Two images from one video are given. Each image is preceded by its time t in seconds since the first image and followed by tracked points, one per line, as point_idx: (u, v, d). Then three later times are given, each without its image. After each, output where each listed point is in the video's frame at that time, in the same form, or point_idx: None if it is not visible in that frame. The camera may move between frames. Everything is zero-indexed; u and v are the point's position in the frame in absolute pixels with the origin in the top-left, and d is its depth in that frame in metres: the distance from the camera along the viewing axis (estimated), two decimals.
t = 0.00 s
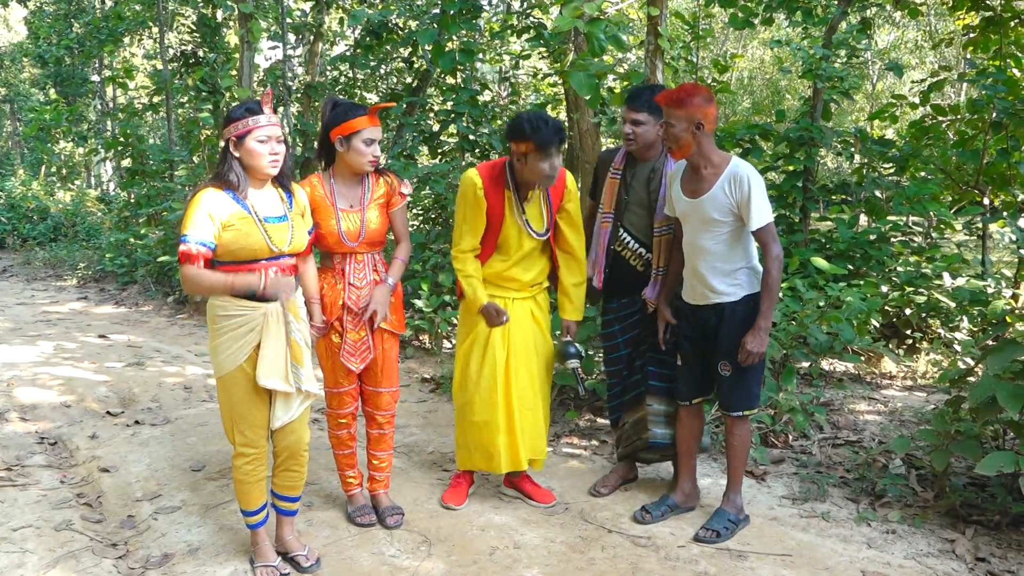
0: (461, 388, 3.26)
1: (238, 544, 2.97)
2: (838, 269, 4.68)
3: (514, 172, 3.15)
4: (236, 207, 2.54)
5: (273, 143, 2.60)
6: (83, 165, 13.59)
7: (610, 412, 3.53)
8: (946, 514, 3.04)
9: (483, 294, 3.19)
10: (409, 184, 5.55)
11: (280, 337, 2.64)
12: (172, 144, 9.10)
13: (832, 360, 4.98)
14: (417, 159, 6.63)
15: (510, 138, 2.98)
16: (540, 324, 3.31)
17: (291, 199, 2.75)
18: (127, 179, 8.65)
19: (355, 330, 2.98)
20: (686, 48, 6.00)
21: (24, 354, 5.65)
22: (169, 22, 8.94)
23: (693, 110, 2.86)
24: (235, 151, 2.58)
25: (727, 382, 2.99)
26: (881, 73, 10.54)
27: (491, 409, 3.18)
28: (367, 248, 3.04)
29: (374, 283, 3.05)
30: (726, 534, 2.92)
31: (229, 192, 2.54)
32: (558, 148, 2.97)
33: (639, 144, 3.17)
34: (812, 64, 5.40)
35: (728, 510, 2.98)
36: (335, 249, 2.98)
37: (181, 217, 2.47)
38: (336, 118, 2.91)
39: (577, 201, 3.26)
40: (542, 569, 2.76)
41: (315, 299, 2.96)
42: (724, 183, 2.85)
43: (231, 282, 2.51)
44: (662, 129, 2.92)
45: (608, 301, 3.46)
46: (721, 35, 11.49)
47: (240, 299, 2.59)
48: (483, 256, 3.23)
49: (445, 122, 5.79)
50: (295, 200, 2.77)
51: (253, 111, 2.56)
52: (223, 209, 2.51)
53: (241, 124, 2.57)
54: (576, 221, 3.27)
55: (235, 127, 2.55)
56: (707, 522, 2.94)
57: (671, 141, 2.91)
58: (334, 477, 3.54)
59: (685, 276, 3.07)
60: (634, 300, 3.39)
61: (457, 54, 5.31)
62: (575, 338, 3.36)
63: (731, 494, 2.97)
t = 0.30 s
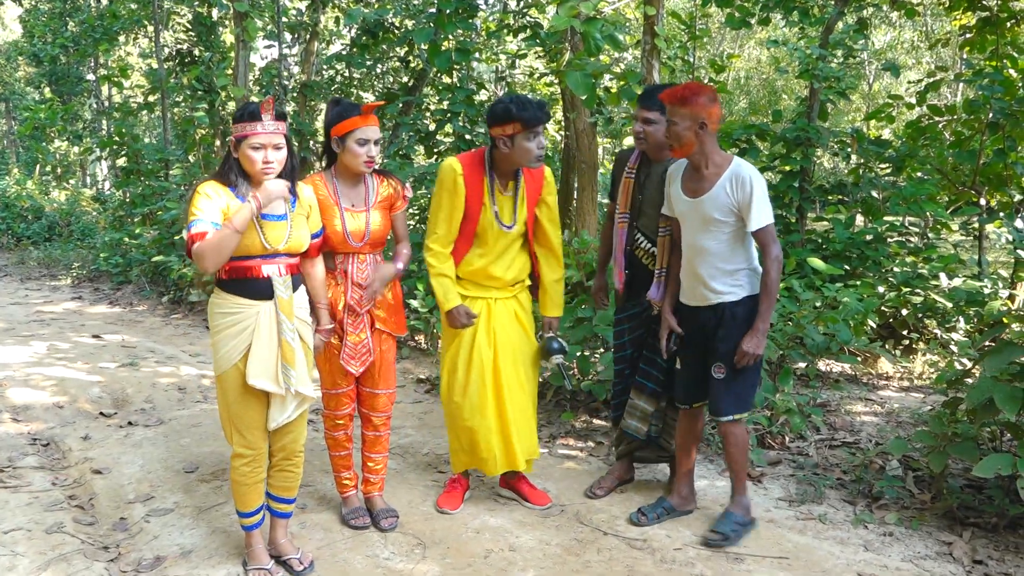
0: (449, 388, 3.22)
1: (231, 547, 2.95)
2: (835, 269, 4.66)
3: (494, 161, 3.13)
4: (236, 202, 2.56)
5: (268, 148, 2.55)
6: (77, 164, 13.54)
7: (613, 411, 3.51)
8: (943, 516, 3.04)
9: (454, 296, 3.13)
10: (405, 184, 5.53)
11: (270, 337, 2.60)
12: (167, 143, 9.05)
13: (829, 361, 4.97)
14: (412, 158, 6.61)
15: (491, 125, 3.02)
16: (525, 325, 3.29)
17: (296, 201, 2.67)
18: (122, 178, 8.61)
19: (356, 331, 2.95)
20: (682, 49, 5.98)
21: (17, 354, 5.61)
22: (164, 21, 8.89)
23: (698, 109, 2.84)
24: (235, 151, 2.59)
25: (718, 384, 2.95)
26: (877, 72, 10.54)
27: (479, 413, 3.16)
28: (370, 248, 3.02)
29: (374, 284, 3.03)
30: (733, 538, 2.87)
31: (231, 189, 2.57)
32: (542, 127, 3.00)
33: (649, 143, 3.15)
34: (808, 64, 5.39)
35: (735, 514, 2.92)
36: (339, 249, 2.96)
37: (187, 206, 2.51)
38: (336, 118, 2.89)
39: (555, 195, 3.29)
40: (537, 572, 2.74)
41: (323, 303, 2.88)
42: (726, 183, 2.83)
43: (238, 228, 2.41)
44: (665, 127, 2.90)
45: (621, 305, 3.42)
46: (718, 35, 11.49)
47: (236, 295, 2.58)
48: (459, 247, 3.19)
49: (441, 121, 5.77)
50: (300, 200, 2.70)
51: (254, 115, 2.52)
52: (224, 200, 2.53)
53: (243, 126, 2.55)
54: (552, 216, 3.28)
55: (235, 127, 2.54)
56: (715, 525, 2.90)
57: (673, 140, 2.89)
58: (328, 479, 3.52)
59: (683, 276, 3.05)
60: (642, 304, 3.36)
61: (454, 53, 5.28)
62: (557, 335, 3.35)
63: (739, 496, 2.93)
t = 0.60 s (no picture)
0: (441, 389, 3.20)
1: (225, 551, 2.93)
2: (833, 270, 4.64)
3: (486, 160, 3.13)
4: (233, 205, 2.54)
5: (265, 156, 2.53)
6: (74, 163, 13.50)
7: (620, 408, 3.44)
8: (942, 519, 3.02)
9: (442, 301, 3.09)
10: (402, 184, 5.50)
11: (264, 341, 2.57)
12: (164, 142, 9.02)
13: (827, 362, 4.95)
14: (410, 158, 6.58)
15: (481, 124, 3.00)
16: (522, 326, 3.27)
17: (297, 206, 2.65)
18: (118, 177, 8.57)
19: (357, 333, 2.92)
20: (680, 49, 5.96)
21: (11, 355, 5.58)
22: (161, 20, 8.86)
23: (715, 109, 2.74)
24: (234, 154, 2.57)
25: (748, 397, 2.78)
26: (876, 73, 10.53)
27: (475, 418, 3.14)
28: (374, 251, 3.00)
29: (375, 287, 3.01)
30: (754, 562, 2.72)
31: (230, 192, 2.55)
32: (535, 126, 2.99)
33: (652, 131, 3.06)
34: (807, 64, 5.36)
35: (759, 538, 2.77)
36: (342, 251, 2.93)
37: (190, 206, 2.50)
38: (338, 117, 2.87)
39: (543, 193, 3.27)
40: None
41: (325, 309, 2.86)
42: (747, 186, 2.71)
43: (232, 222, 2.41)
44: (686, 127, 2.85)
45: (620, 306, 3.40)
46: (716, 35, 11.48)
47: (231, 297, 2.57)
48: (449, 248, 3.15)
49: (438, 121, 5.74)
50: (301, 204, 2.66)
51: (252, 122, 2.50)
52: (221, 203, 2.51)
53: (243, 131, 2.53)
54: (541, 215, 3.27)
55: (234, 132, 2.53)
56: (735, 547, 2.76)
57: (693, 140, 2.84)
58: (323, 482, 3.50)
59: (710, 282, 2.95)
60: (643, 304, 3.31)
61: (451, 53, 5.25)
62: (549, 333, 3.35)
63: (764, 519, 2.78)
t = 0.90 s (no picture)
0: (443, 385, 3.19)
1: (213, 552, 2.90)
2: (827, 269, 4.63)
3: (490, 158, 3.09)
4: (224, 206, 2.49)
5: (259, 155, 2.49)
6: (66, 160, 13.44)
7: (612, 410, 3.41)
8: (936, 520, 3.01)
9: (449, 296, 3.08)
10: (395, 182, 5.47)
11: (253, 342, 2.54)
12: (157, 139, 8.97)
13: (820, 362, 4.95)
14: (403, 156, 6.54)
15: (486, 121, 2.97)
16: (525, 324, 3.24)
17: (290, 207, 2.62)
18: (110, 175, 8.51)
19: (354, 333, 2.90)
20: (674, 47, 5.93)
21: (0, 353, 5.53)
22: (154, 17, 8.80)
23: (717, 105, 2.71)
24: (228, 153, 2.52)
25: (754, 397, 2.78)
26: (869, 73, 10.54)
27: (474, 415, 3.12)
28: (370, 252, 2.97)
29: (372, 286, 2.99)
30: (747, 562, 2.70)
31: (220, 192, 2.50)
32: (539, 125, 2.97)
33: (619, 165, 3.03)
34: (801, 63, 5.35)
35: (752, 537, 2.75)
36: (340, 252, 2.89)
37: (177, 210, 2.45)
38: (333, 118, 2.82)
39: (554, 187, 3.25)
40: None
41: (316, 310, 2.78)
42: (747, 182, 2.67)
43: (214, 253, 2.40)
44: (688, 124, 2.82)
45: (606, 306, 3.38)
46: (711, 34, 11.48)
47: (221, 298, 2.54)
48: (457, 245, 3.13)
49: (431, 119, 5.71)
50: (295, 206, 2.64)
51: (246, 120, 2.47)
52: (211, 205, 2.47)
53: (237, 130, 2.49)
54: (551, 210, 3.25)
55: (228, 131, 2.49)
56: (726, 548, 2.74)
57: (696, 137, 2.81)
58: (313, 482, 3.47)
59: (716, 282, 2.91)
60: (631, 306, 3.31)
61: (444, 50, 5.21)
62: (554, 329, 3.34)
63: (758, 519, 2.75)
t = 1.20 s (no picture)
0: (438, 386, 3.16)
1: (201, 553, 2.88)
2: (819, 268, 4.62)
3: (477, 152, 3.09)
4: (207, 206, 2.45)
5: (246, 151, 2.46)
6: (56, 157, 13.36)
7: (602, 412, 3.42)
8: (927, 520, 3.01)
9: (443, 293, 3.05)
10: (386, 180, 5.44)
11: (238, 343, 2.52)
12: (147, 136, 8.91)
13: (812, 360, 4.95)
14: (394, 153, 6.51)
15: (473, 113, 2.96)
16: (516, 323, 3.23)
17: (275, 206, 2.58)
18: (100, 172, 8.45)
19: (344, 332, 2.88)
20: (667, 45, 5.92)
21: None
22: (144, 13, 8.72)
23: (721, 102, 2.68)
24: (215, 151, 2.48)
25: (746, 398, 2.77)
26: (861, 71, 10.57)
27: (472, 412, 3.10)
28: (356, 249, 2.96)
29: (360, 284, 2.97)
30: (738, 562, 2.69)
31: (203, 191, 2.46)
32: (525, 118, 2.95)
33: (619, 150, 3.01)
34: (793, 61, 5.34)
35: (743, 537, 2.74)
36: (329, 250, 2.86)
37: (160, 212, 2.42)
38: (318, 112, 2.80)
39: (540, 185, 3.25)
40: None
41: (305, 311, 2.74)
42: (746, 178, 2.67)
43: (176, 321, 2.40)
44: (685, 122, 2.76)
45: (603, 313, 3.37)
46: (704, 32, 11.49)
47: (204, 298, 2.51)
48: (447, 239, 3.12)
49: (423, 117, 5.68)
50: (280, 206, 2.60)
51: (235, 115, 2.43)
52: (195, 204, 2.43)
53: (224, 125, 2.46)
54: (536, 209, 3.25)
55: (215, 127, 2.46)
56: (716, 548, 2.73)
57: (694, 135, 2.74)
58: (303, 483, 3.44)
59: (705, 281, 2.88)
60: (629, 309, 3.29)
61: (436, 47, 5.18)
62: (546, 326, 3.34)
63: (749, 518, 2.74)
